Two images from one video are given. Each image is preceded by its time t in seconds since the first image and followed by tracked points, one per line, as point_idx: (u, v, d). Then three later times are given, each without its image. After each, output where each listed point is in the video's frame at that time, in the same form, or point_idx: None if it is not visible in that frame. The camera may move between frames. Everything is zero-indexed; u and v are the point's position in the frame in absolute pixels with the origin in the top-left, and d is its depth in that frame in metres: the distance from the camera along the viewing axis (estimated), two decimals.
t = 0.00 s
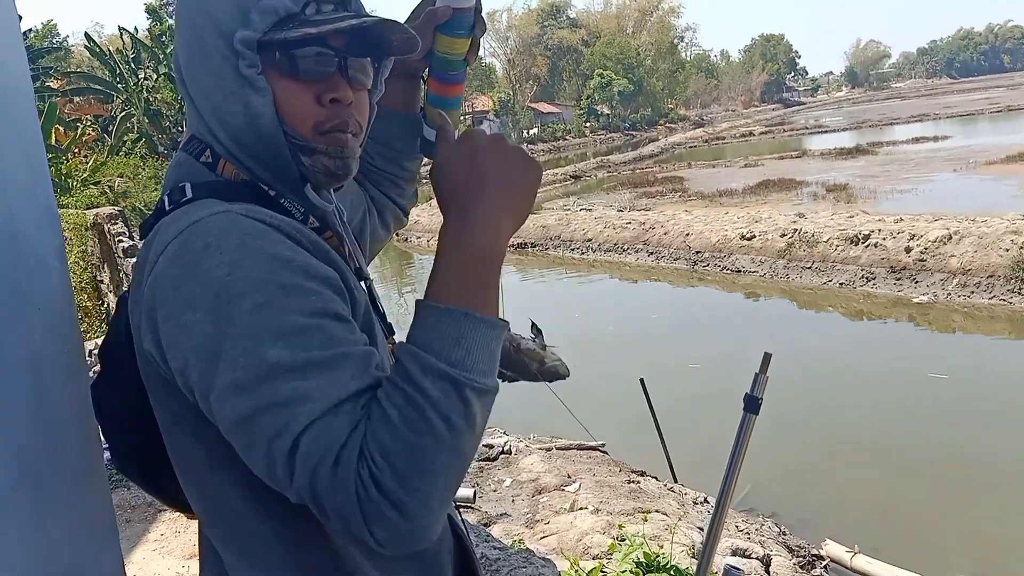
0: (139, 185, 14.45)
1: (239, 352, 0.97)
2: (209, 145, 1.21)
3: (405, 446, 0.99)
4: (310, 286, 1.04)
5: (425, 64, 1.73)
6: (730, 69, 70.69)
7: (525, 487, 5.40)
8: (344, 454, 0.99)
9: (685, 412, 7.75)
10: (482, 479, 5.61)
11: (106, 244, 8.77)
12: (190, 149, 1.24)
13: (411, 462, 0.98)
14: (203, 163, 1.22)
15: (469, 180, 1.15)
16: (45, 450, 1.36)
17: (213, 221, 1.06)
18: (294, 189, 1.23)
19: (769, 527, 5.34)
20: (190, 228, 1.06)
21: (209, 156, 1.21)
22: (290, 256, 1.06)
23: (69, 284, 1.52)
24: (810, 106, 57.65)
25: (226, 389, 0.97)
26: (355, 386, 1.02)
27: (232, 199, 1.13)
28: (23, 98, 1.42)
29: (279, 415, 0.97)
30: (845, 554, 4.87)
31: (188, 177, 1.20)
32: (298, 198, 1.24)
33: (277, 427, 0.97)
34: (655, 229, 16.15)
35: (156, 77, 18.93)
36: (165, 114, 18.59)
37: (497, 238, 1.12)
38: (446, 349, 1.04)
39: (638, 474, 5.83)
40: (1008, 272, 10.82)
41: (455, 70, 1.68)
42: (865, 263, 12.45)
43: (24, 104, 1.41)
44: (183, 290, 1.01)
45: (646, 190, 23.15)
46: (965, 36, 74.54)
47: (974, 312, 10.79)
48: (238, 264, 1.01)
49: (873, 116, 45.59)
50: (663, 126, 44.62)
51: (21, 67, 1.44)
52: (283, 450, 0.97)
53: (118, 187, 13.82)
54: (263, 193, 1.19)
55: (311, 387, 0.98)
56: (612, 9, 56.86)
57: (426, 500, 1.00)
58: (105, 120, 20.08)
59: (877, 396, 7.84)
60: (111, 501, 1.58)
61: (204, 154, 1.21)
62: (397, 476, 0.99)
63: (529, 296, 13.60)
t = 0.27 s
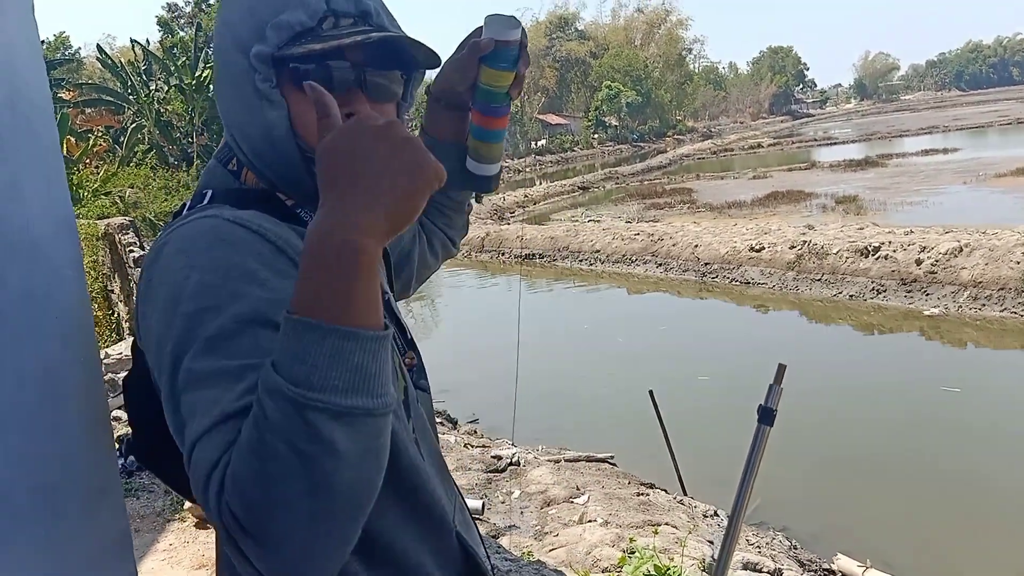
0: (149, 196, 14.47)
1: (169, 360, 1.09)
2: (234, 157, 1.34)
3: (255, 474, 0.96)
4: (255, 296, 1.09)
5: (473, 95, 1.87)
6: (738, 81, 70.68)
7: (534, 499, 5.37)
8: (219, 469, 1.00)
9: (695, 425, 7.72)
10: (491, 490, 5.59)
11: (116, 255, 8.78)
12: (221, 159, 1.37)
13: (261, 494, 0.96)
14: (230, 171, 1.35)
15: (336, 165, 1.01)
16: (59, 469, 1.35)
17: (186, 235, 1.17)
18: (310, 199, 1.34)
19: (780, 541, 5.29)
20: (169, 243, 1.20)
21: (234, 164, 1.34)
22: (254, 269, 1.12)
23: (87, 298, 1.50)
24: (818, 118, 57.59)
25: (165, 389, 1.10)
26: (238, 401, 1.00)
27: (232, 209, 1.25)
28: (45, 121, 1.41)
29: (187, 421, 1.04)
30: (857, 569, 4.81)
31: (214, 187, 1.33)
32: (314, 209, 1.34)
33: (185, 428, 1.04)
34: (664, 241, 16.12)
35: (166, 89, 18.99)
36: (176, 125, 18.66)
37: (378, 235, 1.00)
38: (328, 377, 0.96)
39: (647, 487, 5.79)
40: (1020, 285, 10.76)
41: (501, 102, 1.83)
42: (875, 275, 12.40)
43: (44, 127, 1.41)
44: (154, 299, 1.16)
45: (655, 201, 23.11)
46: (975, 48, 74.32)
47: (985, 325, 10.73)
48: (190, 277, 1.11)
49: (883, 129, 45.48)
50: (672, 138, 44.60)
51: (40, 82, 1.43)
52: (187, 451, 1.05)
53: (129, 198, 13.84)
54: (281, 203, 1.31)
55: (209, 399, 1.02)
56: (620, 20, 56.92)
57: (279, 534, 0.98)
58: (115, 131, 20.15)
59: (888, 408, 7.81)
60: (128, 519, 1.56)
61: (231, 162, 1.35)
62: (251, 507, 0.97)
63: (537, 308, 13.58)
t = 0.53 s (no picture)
0: (160, 207, 14.55)
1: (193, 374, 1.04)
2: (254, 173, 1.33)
3: (294, 494, 0.89)
4: (282, 314, 1.05)
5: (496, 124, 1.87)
6: (749, 92, 70.64)
7: (544, 511, 5.33)
8: (251, 485, 0.93)
9: (706, 438, 7.66)
10: (501, 502, 5.55)
11: (126, 264, 8.80)
12: (236, 178, 1.35)
13: (300, 512, 0.89)
14: (244, 189, 1.33)
15: (419, 212, 0.99)
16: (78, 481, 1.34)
17: (205, 253, 1.14)
18: (329, 218, 1.33)
19: (792, 556, 5.23)
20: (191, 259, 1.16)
21: (254, 182, 1.32)
22: (279, 288, 1.09)
23: (104, 306, 1.50)
24: (829, 130, 57.48)
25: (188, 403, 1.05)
26: (275, 418, 0.94)
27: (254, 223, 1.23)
28: (63, 132, 1.40)
29: (213, 437, 0.99)
30: None
31: (233, 203, 1.31)
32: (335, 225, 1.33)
33: (212, 447, 0.98)
34: (674, 252, 16.08)
35: (179, 100, 19.11)
36: (187, 136, 18.76)
37: (444, 289, 0.96)
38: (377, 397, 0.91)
39: (657, 500, 5.74)
40: None
41: (517, 142, 1.78)
42: (888, 288, 12.32)
43: (63, 138, 1.39)
44: (180, 315, 1.12)
45: (665, 212, 23.07)
46: (988, 58, 73.82)
47: (999, 338, 10.64)
48: (218, 291, 1.07)
49: (894, 140, 45.30)
50: (682, 150, 44.57)
51: (62, 88, 1.42)
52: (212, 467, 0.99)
53: (141, 208, 13.92)
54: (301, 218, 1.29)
55: (239, 414, 0.97)
56: (631, 33, 57.05)
57: (318, 556, 0.91)
58: (128, 141, 20.28)
59: (902, 422, 7.74)
60: (142, 530, 1.54)
61: (248, 180, 1.33)
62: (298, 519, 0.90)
63: (547, 319, 13.56)
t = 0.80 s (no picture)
0: (166, 213, 14.63)
1: (260, 385, 1.05)
2: (268, 182, 1.29)
3: (426, 484, 1.04)
4: (343, 321, 1.11)
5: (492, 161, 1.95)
6: (754, 101, 70.72)
7: (545, 517, 5.34)
8: (361, 483, 1.03)
9: (709, 446, 7.67)
10: (503, 509, 5.57)
11: (132, 268, 8.85)
12: (247, 192, 1.32)
13: (428, 496, 1.04)
14: (259, 203, 1.30)
15: (534, 263, 1.28)
16: (90, 481, 1.37)
17: (252, 259, 1.13)
18: (350, 225, 1.33)
19: (793, 564, 5.24)
20: (230, 264, 1.15)
21: (268, 193, 1.29)
22: (333, 292, 1.13)
23: (117, 308, 1.52)
24: (835, 139, 57.51)
25: (252, 412, 1.05)
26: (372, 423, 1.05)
27: (285, 234, 1.22)
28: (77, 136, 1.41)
29: (295, 446, 1.03)
30: None
31: (248, 213, 1.27)
32: (355, 234, 1.33)
33: (298, 454, 1.03)
34: (678, 260, 16.10)
35: (185, 106, 19.22)
36: (194, 141, 18.84)
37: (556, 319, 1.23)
38: (484, 408, 1.10)
39: (659, 507, 5.75)
40: None
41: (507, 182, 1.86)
42: (892, 297, 12.32)
43: (78, 143, 1.41)
44: (223, 322, 1.10)
45: (670, 220, 23.10)
46: (993, 68, 73.74)
47: (1003, 348, 10.63)
48: (276, 301, 1.09)
49: (899, 149, 45.28)
50: (687, 157, 44.63)
51: (76, 94, 1.43)
52: (298, 477, 1.03)
53: (147, 213, 14.01)
54: (323, 228, 1.28)
55: (330, 422, 1.03)
56: (636, 40, 57.18)
57: (434, 543, 1.05)
58: (135, 146, 20.38)
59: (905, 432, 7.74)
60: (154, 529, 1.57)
61: (262, 192, 1.30)
62: (421, 513, 1.04)
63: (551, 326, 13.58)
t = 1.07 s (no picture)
0: (161, 211, 14.62)
1: (353, 376, 1.08)
2: (270, 187, 1.26)
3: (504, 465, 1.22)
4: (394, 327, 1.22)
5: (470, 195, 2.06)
6: (750, 103, 70.89)
7: (538, 518, 5.36)
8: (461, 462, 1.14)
9: (702, 447, 7.70)
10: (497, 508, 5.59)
11: (127, 266, 8.85)
12: (247, 199, 1.30)
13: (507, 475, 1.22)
14: (261, 209, 1.27)
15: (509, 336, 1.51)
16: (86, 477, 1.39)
17: (305, 258, 1.15)
18: (352, 230, 1.32)
19: (785, 564, 5.27)
20: (283, 261, 1.14)
21: (269, 200, 1.27)
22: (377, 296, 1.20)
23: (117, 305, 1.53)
24: (830, 142, 57.68)
25: (340, 404, 1.07)
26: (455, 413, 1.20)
27: (309, 238, 1.21)
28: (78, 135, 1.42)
29: (397, 429, 1.09)
30: None
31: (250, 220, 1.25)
32: (358, 240, 1.33)
33: (404, 434, 1.09)
34: (673, 261, 16.14)
35: (181, 104, 19.22)
36: (189, 140, 18.83)
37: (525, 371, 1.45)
38: (512, 409, 1.32)
39: (652, 508, 5.78)
40: None
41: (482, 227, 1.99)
42: (885, 300, 12.38)
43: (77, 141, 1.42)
44: (289, 318, 1.10)
45: (665, 221, 23.16)
46: (988, 72, 74.04)
47: (995, 351, 10.69)
48: (342, 297, 1.12)
49: (894, 152, 45.42)
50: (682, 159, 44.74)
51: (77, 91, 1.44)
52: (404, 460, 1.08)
53: (142, 211, 14.00)
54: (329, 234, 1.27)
55: (424, 408, 1.13)
56: (633, 41, 57.25)
57: (498, 510, 1.20)
58: (130, 143, 20.37)
59: (897, 434, 7.78)
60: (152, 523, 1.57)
61: (263, 198, 1.27)
62: (493, 487, 1.19)
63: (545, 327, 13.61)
